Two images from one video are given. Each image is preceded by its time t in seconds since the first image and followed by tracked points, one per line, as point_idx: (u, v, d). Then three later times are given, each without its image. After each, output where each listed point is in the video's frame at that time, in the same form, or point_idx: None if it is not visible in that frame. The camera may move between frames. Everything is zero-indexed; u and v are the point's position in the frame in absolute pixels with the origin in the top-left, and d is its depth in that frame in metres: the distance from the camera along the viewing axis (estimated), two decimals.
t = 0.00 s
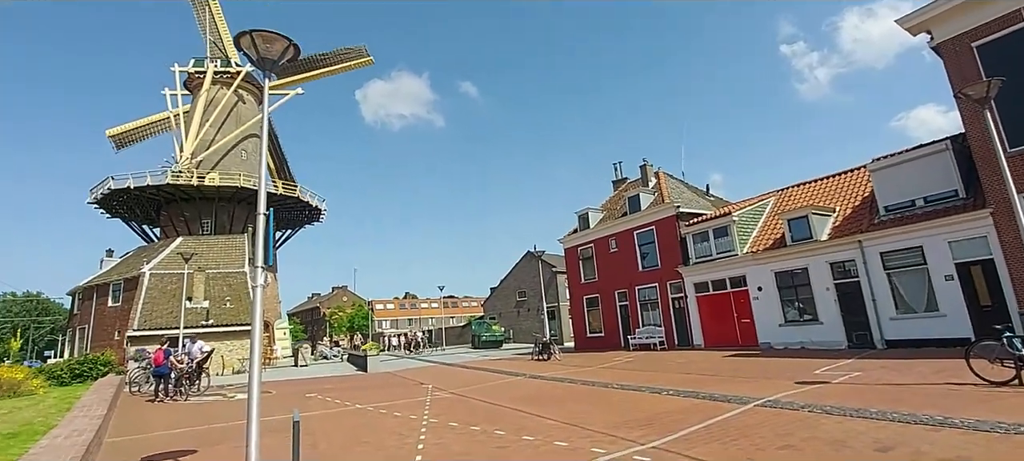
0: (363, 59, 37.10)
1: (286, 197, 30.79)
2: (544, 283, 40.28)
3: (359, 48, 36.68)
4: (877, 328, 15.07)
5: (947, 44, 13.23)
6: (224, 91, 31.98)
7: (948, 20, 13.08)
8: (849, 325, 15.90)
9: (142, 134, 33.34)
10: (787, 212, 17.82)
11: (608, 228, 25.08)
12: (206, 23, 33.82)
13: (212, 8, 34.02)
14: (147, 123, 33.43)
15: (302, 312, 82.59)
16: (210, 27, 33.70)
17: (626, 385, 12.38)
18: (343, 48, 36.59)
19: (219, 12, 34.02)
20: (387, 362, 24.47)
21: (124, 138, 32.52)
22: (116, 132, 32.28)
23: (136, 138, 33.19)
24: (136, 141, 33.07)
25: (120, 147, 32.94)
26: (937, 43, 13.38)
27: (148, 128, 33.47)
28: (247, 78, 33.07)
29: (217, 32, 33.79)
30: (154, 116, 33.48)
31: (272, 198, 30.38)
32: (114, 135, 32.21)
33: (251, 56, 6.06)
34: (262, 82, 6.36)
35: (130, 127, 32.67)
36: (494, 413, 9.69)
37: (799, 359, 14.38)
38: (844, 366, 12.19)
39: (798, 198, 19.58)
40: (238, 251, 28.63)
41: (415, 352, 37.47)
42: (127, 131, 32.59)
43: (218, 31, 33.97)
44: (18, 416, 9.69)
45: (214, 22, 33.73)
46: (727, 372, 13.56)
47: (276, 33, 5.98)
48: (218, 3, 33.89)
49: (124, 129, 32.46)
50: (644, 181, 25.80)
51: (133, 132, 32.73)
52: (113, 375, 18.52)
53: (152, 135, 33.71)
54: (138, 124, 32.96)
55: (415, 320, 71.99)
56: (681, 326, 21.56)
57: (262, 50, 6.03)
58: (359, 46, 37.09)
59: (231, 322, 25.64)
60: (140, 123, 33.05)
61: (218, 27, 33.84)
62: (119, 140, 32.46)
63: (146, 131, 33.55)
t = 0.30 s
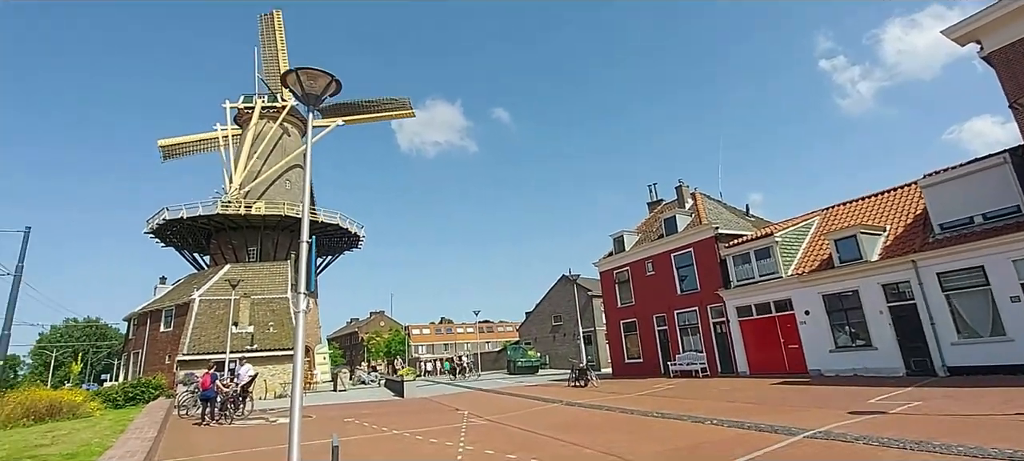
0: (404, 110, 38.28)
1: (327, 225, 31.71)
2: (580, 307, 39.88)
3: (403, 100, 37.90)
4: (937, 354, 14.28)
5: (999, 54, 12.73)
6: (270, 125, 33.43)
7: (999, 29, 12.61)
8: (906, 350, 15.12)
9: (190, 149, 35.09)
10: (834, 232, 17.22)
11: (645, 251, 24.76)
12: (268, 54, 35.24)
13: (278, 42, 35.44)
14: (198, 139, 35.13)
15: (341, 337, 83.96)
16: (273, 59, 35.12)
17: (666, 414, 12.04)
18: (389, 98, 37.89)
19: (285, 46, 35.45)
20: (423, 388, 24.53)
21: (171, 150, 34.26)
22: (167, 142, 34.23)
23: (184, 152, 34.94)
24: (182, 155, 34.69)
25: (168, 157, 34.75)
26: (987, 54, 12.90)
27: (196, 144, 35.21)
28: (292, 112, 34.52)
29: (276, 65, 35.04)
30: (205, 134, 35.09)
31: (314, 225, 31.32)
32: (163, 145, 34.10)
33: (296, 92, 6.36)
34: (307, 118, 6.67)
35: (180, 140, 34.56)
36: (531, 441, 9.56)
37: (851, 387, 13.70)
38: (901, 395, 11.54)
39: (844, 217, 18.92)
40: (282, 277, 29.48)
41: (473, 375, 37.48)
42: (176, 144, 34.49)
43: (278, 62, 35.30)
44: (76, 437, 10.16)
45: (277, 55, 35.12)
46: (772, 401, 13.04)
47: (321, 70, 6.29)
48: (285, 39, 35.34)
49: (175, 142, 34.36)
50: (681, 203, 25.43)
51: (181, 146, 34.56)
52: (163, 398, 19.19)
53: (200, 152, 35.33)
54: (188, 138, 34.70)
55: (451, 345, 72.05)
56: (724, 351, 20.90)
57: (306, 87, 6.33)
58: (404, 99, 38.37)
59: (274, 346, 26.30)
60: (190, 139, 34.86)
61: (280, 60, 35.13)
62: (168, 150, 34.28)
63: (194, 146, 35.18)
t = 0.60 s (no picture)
0: (457, 139, 39.17)
1: (383, 231, 32.80)
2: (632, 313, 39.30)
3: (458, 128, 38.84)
4: None
5: None
6: (329, 135, 34.91)
7: None
8: (993, 363, 14.11)
9: (257, 144, 37.13)
10: (908, 234, 16.23)
11: (700, 255, 24.13)
12: (341, 67, 36.89)
13: (353, 57, 37.02)
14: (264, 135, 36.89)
15: (396, 340, 86.23)
16: (344, 71, 36.62)
17: (724, 424, 11.71)
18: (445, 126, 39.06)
19: (358, 61, 36.97)
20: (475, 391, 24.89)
21: (238, 142, 36.45)
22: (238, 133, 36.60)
23: (251, 146, 37.07)
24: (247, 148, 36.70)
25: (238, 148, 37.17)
26: None
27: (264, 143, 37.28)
28: (349, 123, 35.92)
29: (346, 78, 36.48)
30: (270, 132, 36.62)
31: (371, 231, 32.46)
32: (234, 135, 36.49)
33: (352, 104, 6.71)
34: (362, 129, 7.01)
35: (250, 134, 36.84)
36: (583, 447, 9.56)
37: (929, 402, 12.85)
38: (987, 411, 10.72)
39: (920, 218, 17.80)
40: (341, 281, 30.68)
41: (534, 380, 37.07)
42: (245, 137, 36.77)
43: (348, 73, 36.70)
44: (159, 429, 11.03)
45: (348, 69, 36.64)
46: (840, 414, 12.43)
47: (374, 83, 6.62)
48: (359, 55, 36.90)
49: (245, 134, 36.59)
50: (738, 205, 24.63)
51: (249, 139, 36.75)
52: (234, 395, 20.39)
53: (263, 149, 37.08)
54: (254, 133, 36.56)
55: (502, 349, 72.51)
56: (787, 361, 20.08)
57: (361, 100, 6.67)
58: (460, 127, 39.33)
59: (334, 348, 27.43)
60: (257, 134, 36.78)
61: (351, 73, 36.60)
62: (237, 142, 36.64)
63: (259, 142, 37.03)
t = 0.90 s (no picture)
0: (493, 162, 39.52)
1: (427, 235, 33.49)
2: (680, 311, 38.60)
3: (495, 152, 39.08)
4: None
5: None
6: (371, 144, 35.90)
7: None
8: None
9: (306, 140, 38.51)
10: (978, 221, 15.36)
11: (748, 250, 23.48)
12: (393, 77, 37.85)
13: (406, 68, 37.85)
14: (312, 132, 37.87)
15: (443, 342, 87.55)
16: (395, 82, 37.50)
17: (780, 425, 11.37)
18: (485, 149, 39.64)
19: (411, 72, 37.78)
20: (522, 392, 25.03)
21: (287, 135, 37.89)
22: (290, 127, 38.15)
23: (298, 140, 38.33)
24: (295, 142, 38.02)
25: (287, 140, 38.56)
26: None
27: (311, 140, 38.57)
28: (390, 131, 36.79)
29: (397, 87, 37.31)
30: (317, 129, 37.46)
31: (416, 236, 33.21)
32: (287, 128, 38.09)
33: (391, 114, 6.97)
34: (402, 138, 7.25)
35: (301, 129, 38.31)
36: (630, 448, 9.52)
37: (1006, 400, 12.09)
38: None
39: (990, 204, 16.83)
40: (388, 285, 31.49)
41: (591, 380, 36.03)
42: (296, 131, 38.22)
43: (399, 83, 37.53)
44: (226, 430, 11.72)
45: (400, 79, 37.53)
46: (907, 414, 11.85)
47: (412, 92, 6.85)
48: (413, 67, 37.70)
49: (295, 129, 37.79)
50: (788, 196, 23.82)
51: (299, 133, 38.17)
52: (293, 397, 21.28)
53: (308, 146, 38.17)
54: (303, 128, 37.66)
55: (548, 350, 72.48)
56: (847, 358, 19.26)
57: (401, 109, 6.92)
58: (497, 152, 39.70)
59: (385, 351, 28.24)
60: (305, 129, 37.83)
61: (401, 83, 37.45)
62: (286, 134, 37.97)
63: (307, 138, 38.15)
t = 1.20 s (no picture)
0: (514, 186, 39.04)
1: (459, 237, 33.86)
2: (716, 308, 37.90)
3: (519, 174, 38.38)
4: None
5: None
6: (402, 149, 36.52)
7: None
8: None
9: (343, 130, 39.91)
10: None
11: (787, 244, 22.90)
12: (435, 82, 38.41)
13: (449, 74, 38.26)
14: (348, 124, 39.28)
15: (476, 343, 88.13)
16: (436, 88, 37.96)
17: (824, 424, 11.09)
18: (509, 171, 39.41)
19: (453, 80, 38.14)
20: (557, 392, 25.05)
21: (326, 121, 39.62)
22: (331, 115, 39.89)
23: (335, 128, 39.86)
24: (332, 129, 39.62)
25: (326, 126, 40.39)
26: None
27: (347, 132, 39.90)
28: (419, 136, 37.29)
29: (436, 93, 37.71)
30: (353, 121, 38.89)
31: (448, 238, 33.61)
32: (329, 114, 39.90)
33: (420, 120, 7.15)
34: (431, 142, 7.43)
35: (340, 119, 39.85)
36: (667, 448, 9.46)
37: None
38: None
39: None
40: (422, 287, 31.96)
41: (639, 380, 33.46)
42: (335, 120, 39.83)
43: (440, 90, 37.94)
44: (271, 429, 12.18)
45: (442, 85, 37.95)
46: (960, 413, 11.38)
47: (439, 98, 7.02)
48: (455, 75, 38.07)
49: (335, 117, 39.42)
50: (827, 188, 23.14)
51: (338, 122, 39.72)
52: (333, 397, 21.85)
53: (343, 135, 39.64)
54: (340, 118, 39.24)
55: (582, 350, 72.19)
56: (895, 355, 18.59)
57: (429, 115, 7.08)
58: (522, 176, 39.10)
59: (420, 352, 28.74)
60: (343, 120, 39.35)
61: (441, 89, 37.84)
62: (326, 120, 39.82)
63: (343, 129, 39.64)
